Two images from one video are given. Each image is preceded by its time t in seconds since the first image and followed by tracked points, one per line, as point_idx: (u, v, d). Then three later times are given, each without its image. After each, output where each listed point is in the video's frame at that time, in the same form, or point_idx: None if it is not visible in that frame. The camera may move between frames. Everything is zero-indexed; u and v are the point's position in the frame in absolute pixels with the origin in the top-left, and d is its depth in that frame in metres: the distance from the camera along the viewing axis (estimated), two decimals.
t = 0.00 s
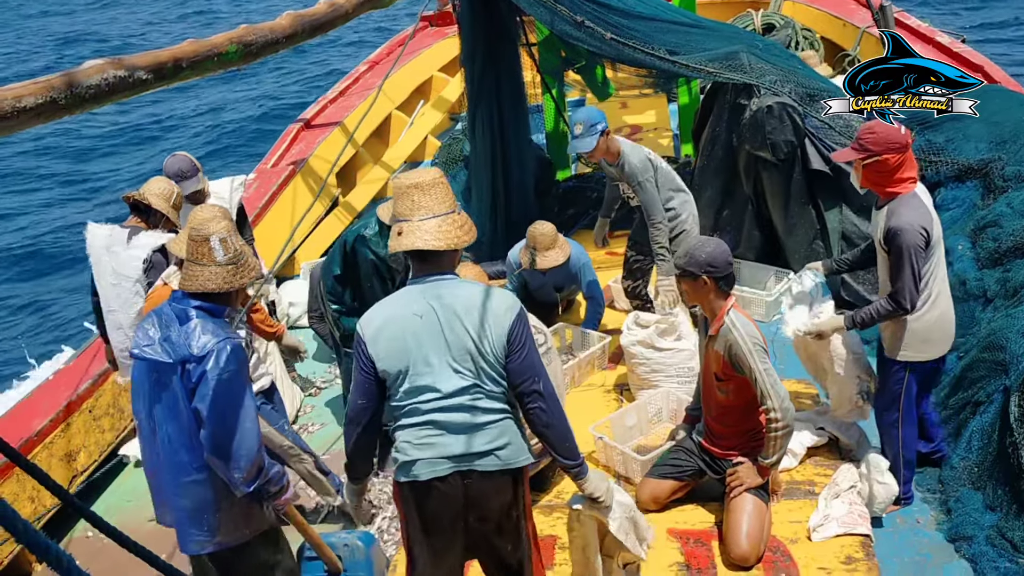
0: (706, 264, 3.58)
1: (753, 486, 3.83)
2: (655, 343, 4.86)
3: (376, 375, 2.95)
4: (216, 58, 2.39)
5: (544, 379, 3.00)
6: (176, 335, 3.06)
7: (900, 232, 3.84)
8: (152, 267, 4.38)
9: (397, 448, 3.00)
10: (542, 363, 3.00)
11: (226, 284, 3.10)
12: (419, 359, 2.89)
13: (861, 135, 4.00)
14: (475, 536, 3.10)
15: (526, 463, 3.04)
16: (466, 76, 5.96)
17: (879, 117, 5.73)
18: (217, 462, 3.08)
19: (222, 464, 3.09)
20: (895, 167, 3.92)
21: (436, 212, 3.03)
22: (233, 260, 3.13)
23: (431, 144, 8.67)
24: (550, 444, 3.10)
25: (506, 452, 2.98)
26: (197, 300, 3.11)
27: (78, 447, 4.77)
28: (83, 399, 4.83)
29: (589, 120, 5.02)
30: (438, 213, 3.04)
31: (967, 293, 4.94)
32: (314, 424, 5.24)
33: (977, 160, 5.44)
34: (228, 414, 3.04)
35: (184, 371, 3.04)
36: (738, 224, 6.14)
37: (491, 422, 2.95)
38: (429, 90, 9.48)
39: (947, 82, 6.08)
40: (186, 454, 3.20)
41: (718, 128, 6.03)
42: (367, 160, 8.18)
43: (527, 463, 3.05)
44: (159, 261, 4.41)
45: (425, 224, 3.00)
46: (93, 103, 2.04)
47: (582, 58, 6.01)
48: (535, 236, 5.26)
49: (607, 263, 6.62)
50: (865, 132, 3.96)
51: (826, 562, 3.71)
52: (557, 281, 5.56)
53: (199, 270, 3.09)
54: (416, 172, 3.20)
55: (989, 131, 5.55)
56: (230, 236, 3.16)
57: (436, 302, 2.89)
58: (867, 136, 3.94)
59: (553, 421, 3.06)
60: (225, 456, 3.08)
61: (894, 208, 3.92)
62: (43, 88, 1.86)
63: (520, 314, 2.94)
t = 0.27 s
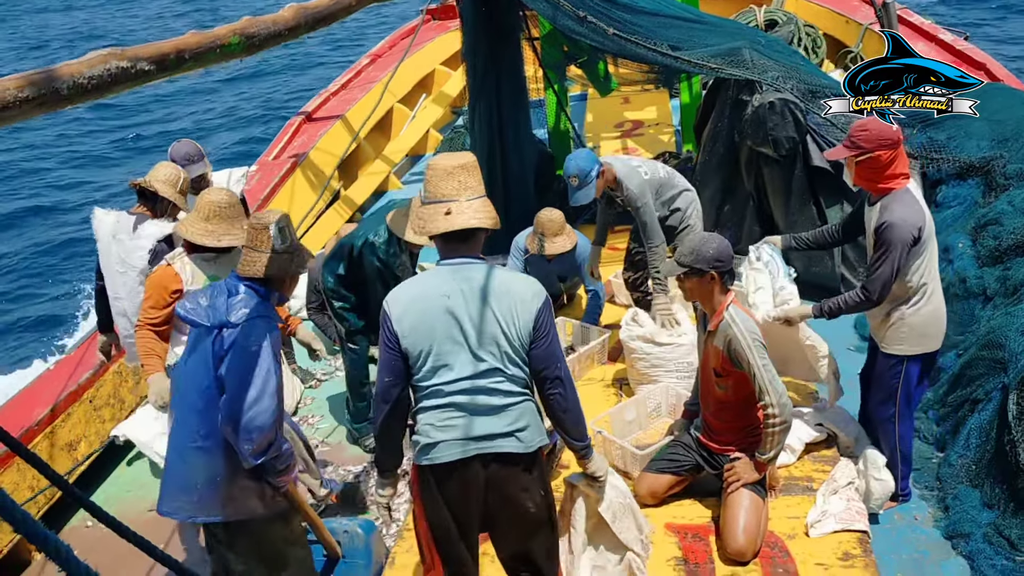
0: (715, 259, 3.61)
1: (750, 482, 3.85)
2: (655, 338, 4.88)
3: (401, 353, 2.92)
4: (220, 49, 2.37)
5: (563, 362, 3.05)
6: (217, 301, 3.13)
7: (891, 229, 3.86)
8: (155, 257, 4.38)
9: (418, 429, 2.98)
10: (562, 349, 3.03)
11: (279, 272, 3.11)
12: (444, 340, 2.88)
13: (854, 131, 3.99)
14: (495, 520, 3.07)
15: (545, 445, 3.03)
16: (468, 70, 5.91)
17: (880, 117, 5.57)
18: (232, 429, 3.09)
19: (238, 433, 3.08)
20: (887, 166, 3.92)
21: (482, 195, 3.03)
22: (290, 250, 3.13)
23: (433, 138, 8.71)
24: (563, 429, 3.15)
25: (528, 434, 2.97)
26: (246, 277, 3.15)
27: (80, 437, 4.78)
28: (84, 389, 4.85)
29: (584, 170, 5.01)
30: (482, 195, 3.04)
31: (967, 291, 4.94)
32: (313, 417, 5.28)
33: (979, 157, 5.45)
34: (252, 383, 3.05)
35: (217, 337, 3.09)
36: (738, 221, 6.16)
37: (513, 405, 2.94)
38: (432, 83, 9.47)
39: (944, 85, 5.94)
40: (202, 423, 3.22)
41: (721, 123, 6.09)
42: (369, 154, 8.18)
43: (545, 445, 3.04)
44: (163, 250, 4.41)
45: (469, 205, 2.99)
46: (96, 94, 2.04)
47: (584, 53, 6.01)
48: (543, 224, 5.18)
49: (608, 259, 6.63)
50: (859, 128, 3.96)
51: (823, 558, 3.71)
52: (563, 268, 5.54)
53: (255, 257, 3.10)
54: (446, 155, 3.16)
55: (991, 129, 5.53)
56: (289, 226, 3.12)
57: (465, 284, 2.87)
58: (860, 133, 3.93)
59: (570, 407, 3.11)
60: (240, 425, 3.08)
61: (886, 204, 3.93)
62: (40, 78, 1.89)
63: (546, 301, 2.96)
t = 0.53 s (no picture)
0: (715, 259, 3.63)
1: (743, 482, 3.85)
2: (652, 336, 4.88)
3: (404, 351, 2.92)
4: (220, 41, 2.37)
5: (564, 355, 3.08)
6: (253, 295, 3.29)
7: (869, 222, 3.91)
8: (145, 242, 4.44)
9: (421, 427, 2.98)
10: (562, 343, 3.07)
11: (318, 282, 3.22)
12: (447, 335, 2.88)
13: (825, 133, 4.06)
14: (498, 518, 3.06)
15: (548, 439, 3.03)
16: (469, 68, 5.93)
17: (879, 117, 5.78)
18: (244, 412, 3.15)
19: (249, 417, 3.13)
20: (861, 162, 3.98)
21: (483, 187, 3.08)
22: (332, 263, 3.24)
23: (432, 133, 8.72)
24: (562, 420, 3.18)
25: (531, 427, 2.96)
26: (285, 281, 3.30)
27: (74, 426, 4.79)
28: (80, 378, 4.86)
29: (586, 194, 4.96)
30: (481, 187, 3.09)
31: (963, 294, 4.95)
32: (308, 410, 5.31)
33: (977, 161, 5.42)
34: (270, 370, 3.14)
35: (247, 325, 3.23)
36: (736, 221, 6.18)
37: (516, 400, 2.95)
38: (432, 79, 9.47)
39: (943, 88, 6.15)
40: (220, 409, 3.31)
41: (721, 123, 6.06)
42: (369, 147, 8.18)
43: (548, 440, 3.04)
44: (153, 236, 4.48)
45: (470, 196, 3.02)
46: (96, 83, 2.04)
47: (586, 50, 6.00)
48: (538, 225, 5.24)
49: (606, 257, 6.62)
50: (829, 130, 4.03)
51: (816, 558, 3.72)
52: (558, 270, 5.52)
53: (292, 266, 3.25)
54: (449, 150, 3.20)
55: (991, 132, 5.56)
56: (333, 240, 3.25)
57: (467, 279, 2.89)
58: (832, 134, 4.00)
59: (571, 400, 3.15)
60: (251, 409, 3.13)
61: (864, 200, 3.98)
62: (44, 67, 1.87)
63: (545, 294, 2.98)
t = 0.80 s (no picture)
0: (704, 266, 3.64)
1: (733, 487, 3.85)
2: (646, 340, 4.87)
3: (394, 356, 2.91)
4: (219, 36, 2.37)
5: (554, 355, 3.09)
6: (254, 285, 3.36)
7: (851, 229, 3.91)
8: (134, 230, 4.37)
9: (412, 432, 2.97)
10: (552, 344, 3.07)
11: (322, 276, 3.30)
12: (436, 339, 2.88)
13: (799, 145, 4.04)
14: (490, 519, 3.05)
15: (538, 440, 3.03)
16: (469, 66, 6.01)
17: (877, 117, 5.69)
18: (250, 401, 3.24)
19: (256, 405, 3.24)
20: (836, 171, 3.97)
21: (457, 188, 3.02)
22: (334, 256, 3.33)
23: (429, 131, 8.69)
24: (553, 420, 3.18)
25: (521, 431, 2.96)
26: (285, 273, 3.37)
27: (66, 420, 4.77)
28: (72, 371, 4.84)
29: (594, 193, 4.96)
30: (459, 189, 3.02)
31: (957, 303, 4.95)
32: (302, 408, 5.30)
33: (974, 170, 5.44)
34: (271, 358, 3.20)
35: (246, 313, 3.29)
36: (733, 225, 6.17)
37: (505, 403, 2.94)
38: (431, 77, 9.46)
39: (942, 83, 6.38)
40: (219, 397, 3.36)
41: (719, 128, 6.05)
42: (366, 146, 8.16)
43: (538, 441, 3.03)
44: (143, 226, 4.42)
45: (444, 198, 2.97)
46: (93, 76, 2.03)
47: (585, 53, 5.98)
48: (525, 239, 5.20)
49: (602, 260, 6.61)
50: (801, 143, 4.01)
51: (805, 565, 3.72)
52: (551, 278, 5.55)
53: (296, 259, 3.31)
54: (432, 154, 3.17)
55: (988, 142, 5.59)
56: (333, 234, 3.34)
57: (455, 282, 2.88)
58: (805, 147, 3.98)
59: (561, 400, 3.15)
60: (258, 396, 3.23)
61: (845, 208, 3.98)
62: (43, 59, 1.87)
63: (534, 294, 2.97)
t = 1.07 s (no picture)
0: (687, 276, 3.65)
1: (722, 497, 3.86)
2: (639, 347, 4.89)
3: (380, 360, 2.91)
4: (218, 34, 2.36)
5: (542, 362, 3.09)
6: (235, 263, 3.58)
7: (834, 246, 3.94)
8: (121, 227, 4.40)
9: (398, 436, 2.95)
10: (541, 350, 3.08)
11: (306, 250, 3.56)
12: (423, 343, 2.87)
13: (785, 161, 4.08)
14: (477, 523, 3.04)
15: (524, 447, 3.01)
16: (470, 68, 6.05)
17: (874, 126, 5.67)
18: (221, 366, 3.41)
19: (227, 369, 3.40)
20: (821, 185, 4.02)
21: (445, 193, 3.01)
22: (315, 231, 3.59)
23: (426, 134, 8.66)
24: (541, 427, 3.18)
25: (508, 438, 2.95)
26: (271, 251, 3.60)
27: (52, 416, 4.76)
28: (61, 367, 4.81)
29: (606, 209, 5.06)
30: (448, 194, 3.01)
31: (949, 317, 4.96)
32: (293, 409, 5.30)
33: (968, 186, 5.44)
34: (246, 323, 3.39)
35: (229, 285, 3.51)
36: (727, 235, 6.19)
37: (492, 409, 2.93)
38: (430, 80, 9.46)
39: (942, 87, 6.70)
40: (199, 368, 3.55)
41: (715, 138, 6.05)
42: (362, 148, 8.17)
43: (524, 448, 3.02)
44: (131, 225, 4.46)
45: (433, 203, 2.97)
46: (91, 71, 2.03)
47: (585, 59, 6.00)
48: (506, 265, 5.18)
49: (595, 267, 6.62)
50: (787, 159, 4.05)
51: None
52: (540, 295, 5.59)
53: (284, 236, 3.56)
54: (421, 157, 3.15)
55: (982, 158, 5.54)
56: (316, 211, 3.60)
57: (443, 287, 2.88)
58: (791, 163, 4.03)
59: (550, 407, 3.16)
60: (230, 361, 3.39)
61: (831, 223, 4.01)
62: (40, 53, 1.87)
63: (523, 301, 2.97)
